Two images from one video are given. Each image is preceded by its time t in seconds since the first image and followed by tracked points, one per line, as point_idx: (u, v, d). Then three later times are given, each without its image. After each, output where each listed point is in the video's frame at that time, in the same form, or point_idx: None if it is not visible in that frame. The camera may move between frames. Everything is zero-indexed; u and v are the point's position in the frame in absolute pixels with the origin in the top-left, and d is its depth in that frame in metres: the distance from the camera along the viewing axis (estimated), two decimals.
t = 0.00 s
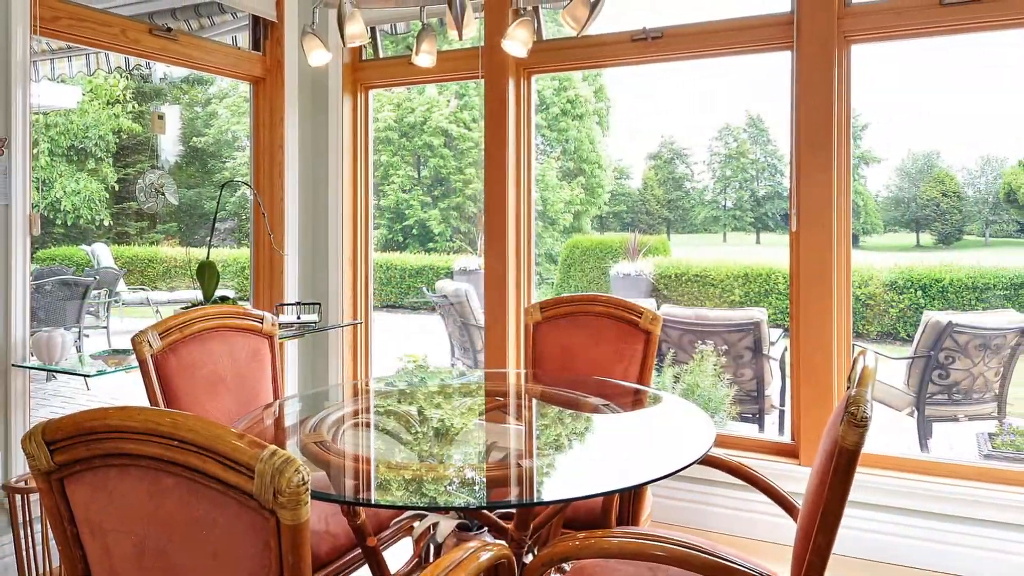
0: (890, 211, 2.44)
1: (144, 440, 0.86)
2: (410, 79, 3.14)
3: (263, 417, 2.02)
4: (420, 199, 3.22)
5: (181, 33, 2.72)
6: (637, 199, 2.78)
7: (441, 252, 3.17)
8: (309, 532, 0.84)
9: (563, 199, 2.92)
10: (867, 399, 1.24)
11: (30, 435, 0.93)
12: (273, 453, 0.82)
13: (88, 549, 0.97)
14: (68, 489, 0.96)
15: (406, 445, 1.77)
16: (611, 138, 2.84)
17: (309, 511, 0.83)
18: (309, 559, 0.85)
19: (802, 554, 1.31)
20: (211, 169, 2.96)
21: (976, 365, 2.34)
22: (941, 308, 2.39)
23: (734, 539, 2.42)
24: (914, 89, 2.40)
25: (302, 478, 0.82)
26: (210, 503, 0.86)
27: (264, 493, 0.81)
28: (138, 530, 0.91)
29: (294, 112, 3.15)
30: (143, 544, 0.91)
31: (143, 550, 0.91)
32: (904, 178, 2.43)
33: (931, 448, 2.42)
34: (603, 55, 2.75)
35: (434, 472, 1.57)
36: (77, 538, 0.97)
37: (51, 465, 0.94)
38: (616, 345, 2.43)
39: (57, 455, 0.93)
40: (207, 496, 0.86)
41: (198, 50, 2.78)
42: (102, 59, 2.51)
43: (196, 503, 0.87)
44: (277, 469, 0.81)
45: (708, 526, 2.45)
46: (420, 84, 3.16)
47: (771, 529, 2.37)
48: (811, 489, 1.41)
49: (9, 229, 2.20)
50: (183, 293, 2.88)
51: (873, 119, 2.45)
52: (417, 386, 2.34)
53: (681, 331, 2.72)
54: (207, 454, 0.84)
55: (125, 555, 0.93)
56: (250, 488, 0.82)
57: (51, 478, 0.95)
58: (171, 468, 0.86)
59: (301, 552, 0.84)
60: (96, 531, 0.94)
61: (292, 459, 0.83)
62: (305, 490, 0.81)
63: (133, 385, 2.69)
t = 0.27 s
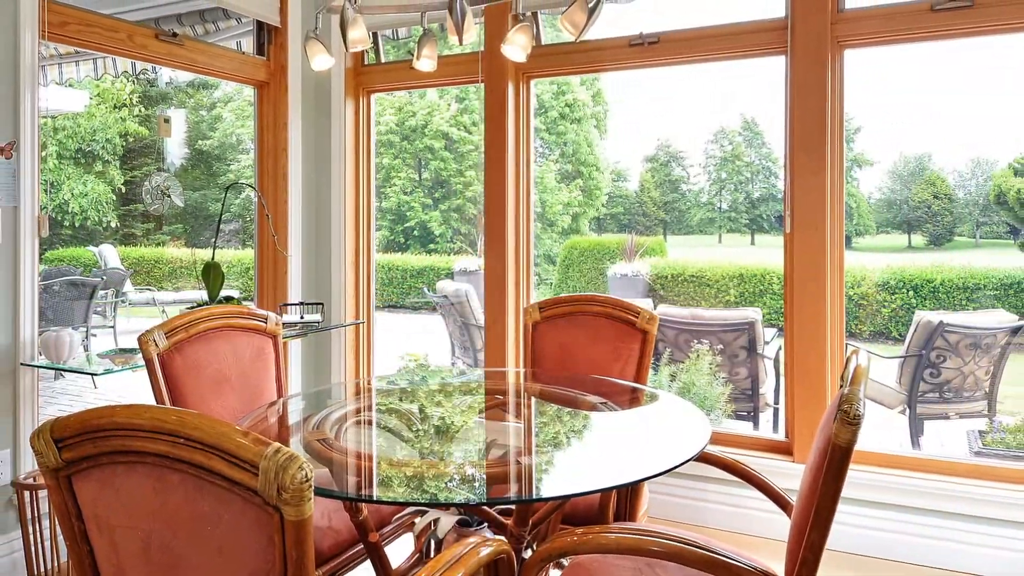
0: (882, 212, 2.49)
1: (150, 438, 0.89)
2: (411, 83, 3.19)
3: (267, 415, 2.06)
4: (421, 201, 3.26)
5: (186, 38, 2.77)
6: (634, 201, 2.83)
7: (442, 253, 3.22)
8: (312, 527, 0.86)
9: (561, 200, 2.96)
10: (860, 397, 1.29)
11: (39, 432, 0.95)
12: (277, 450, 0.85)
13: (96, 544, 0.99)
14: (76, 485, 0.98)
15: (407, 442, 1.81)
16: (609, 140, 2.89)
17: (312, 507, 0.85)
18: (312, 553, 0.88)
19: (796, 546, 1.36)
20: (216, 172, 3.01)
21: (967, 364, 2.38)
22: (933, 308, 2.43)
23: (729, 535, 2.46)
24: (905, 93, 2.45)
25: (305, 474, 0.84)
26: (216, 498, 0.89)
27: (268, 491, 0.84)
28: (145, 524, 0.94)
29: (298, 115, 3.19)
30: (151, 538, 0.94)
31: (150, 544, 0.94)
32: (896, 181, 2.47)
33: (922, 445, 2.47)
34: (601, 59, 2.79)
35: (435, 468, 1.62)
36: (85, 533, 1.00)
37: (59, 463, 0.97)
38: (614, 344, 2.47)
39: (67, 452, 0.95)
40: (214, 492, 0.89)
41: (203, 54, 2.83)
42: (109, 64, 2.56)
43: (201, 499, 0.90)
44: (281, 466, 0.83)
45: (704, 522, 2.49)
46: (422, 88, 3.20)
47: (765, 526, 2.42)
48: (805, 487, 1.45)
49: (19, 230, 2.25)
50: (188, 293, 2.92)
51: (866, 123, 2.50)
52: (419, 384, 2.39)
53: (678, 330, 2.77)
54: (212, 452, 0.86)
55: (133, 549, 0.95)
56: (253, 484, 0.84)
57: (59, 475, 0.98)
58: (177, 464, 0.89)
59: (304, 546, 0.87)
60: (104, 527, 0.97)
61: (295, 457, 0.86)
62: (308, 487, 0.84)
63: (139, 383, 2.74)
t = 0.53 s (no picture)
0: (875, 214, 2.53)
1: (155, 436, 0.89)
2: (412, 87, 3.23)
3: (271, 413, 2.11)
4: (422, 203, 3.31)
5: (192, 43, 2.81)
6: (631, 203, 2.88)
7: (443, 254, 3.27)
8: (315, 523, 0.86)
9: (560, 202, 3.01)
10: (853, 395, 1.34)
11: (45, 430, 0.96)
12: (281, 446, 0.84)
13: (103, 541, 1.00)
14: (82, 484, 0.99)
15: (409, 439, 1.86)
16: (607, 143, 2.93)
17: (315, 503, 0.85)
18: (315, 549, 0.87)
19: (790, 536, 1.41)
20: (221, 174, 3.06)
21: (957, 363, 2.43)
22: (925, 308, 2.48)
23: (724, 530, 2.51)
24: (897, 97, 2.50)
25: (308, 471, 0.84)
26: (220, 495, 0.89)
27: (271, 487, 0.83)
28: (151, 520, 0.94)
29: (301, 118, 3.24)
30: (157, 535, 0.94)
31: (157, 540, 0.95)
32: (889, 183, 2.52)
33: (914, 443, 2.51)
34: (599, 64, 2.84)
35: (436, 465, 1.66)
36: (92, 530, 1.01)
37: (65, 461, 0.97)
38: (611, 343, 2.52)
39: (74, 449, 0.96)
40: (218, 488, 0.89)
41: (209, 59, 2.87)
42: (116, 69, 2.60)
43: (206, 495, 0.89)
44: (285, 462, 0.83)
45: (700, 519, 2.54)
46: (423, 92, 3.25)
47: (760, 522, 2.46)
48: (799, 483, 1.49)
49: (29, 232, 2.29)
50: (193, 294, 2.97)
51: (859, 126, 2.55)
52: (420, 383, 2.44)
53: (674, 330, 2.82)
54: (216, 449, 0.86)
55: (139, 546, 0.96)
56: (257, 480, 0.84)
57: (66, 473, 0.98)
58: (181, 461, 0.89)
59: (307, 543, 0.86)
60: (110, 524, 0.98)
61: (299, 453, 0.85)
62: (312, 483, 0.83)
63: (146, 382, 2.79)
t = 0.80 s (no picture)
0: (868, 216, 2.58)
1: (160, 433, 0.91)
2: (413, 91, 3.28)
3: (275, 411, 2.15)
4: (423, 205, 3.35)
5: (196, 48, 2.86)
6: (628, 205, 2.92)
7: (444, 254, 3.31)
8: (318, 519, 0.88)
9: (559, 204, 3.05)
10: (847, 392, 1.36)
11: (54, 428, 0.98)
12: (284, 444, 0.86)
13: (111, 535, 1.02)
14: (90, 480, 1.01)
15: (410, 437, 1.90)
16: (605, 146, 2.98)
17: (318, 499, 0.87)
18: (319, 545, 0.90)
19: (787, 530, 1.45)
20: (226, 177, 3.11)
21: (949, 362, 2.47)
22: (917, 308, 2.52)
23: (720, 526, 2.56)
24: (890, 101, 2.54)
25: (310, 468, 0.86)
26: (226, 491, 0.91)
27: (275, 484, 0.85)
28: (157, 516, 0.96)
29: (304, 121, 3.29)
30: (163, 531, 0.96)
31: (163, 536, 0.97)
32: (881, 185, 2.56)
33: (906, 440, 2.56)
34: (597, 68, 2.89)
35: (437, 462, 1.71)
36: (99, 526, 1.03)
37: (73, 458, 0.99)
38: (608, 342, 2.56)
39: (81, 446, 0.98)
40: (223, 485, 0.91)
41: (214, 63, 2.92)
42: (123, 73, 2.65)
43: (211, 491, 0.92)
44: (288, 459, 0.85)
45: (696, 515, 2.59)
46: (423, 96, 3.30)
47: (755, 518, 2.51)
48: (795, 478, 1.54)
49: (37, 233, 2.34)
50: (198, 294, 3.02)
51: (852, 130, 2.60)
52: (421, 381, 2.48)
53: (670, 329, 2.86)
54: (221, 446, 0.88)
55: (145, 541, 0.98)
56: (260, 477, 0.86)
57: (75, 469, 1.01)
58: (186, 458, 0.91)
59: (311, 538, 0.89)
60: (117, 519, 1.00)
61: (302, 451, 0.87)
62: (314, 480, 0.86)
63: (152, 380, 2.83)
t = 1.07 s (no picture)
0: (861, 217, 2.62)
1: (166, 430, 0.94)
2: (415, 95, 3.33)
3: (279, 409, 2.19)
4: (424, 207, 3.40)
5: (201, 52, 2.91)
6: (626, 206, 2.97)
7: (445, 255, 3.36)
8: (321, 516, 0.92)
9: (558, 206, 3.10)
10: (839, 392, 1.42)
11: (61, 426, 1.01)
12: (289, 441, 0.90)
13: (116, 531, 1.05)
14: (96, 477, 1.04)
15: (411, 434, 1.94)
16: (603, 149, 3.02)
17: (321, 497, 0.90)
18: (321, 541, 0.93)
19: (781, 527, 1.50)
20: (230, 179, 3.16)
21: (940, 361, 2.52)
22: (909, 308, 2.57)
23: (716, 522, 2.60)
24: (883, 105, 2.59)
25: (314, 465, 0.89)
26: (230, 488, 0.94)
27: (279, 481, 0.89)
28: (162, 512, 0.99)
29: (307, 124, 3.34)
30: (168, 527, 0.99)
31: (168, 532, 0.99)
32: (874, 187, 2.61)
33: (899, 438, 2.61)
34: (595, 73, 2.93)
35: (438, 459, 1.75)
36: (105, 522, 1.06)
37: (81, 455, 1.02)
38: (605, 342, 2.61)
39: (88, 444, 1.01)
40: (227, 482, 0.94)
41: (219, 68, 2.98)
42: (129, 77, 2.69)
43: (216, 488, 0.95)
44: (292, 456, 0.89)
45: (692, 511, 2.63)
46: (424, 99, 3.34)
47: (750, 514, 2.55)
48: (790, 473, 1.58)
49: (45, 235, 2.38)
50: (203, 294, 3.07)
51: (845, 133, 2.64)
52: (422, 380, 2.53)
53: (667, 329, 2.91)
54: (227, 444, 0.91)
55: (150, 537, 1.01)
56: (265, 474, 0.90)
57: (81, 466, 1.04)
58: (192, 456, 0.94)
59: (313, 534, 0.92)
60: (123, 516, 1.03)
61: (305, 449, 0.91)
62: (318, 476, 0.89)
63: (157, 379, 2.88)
